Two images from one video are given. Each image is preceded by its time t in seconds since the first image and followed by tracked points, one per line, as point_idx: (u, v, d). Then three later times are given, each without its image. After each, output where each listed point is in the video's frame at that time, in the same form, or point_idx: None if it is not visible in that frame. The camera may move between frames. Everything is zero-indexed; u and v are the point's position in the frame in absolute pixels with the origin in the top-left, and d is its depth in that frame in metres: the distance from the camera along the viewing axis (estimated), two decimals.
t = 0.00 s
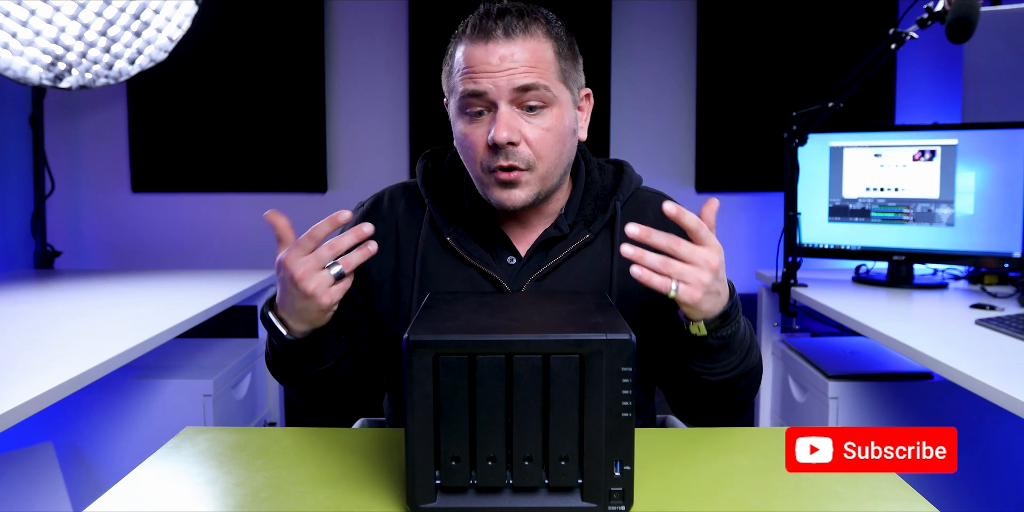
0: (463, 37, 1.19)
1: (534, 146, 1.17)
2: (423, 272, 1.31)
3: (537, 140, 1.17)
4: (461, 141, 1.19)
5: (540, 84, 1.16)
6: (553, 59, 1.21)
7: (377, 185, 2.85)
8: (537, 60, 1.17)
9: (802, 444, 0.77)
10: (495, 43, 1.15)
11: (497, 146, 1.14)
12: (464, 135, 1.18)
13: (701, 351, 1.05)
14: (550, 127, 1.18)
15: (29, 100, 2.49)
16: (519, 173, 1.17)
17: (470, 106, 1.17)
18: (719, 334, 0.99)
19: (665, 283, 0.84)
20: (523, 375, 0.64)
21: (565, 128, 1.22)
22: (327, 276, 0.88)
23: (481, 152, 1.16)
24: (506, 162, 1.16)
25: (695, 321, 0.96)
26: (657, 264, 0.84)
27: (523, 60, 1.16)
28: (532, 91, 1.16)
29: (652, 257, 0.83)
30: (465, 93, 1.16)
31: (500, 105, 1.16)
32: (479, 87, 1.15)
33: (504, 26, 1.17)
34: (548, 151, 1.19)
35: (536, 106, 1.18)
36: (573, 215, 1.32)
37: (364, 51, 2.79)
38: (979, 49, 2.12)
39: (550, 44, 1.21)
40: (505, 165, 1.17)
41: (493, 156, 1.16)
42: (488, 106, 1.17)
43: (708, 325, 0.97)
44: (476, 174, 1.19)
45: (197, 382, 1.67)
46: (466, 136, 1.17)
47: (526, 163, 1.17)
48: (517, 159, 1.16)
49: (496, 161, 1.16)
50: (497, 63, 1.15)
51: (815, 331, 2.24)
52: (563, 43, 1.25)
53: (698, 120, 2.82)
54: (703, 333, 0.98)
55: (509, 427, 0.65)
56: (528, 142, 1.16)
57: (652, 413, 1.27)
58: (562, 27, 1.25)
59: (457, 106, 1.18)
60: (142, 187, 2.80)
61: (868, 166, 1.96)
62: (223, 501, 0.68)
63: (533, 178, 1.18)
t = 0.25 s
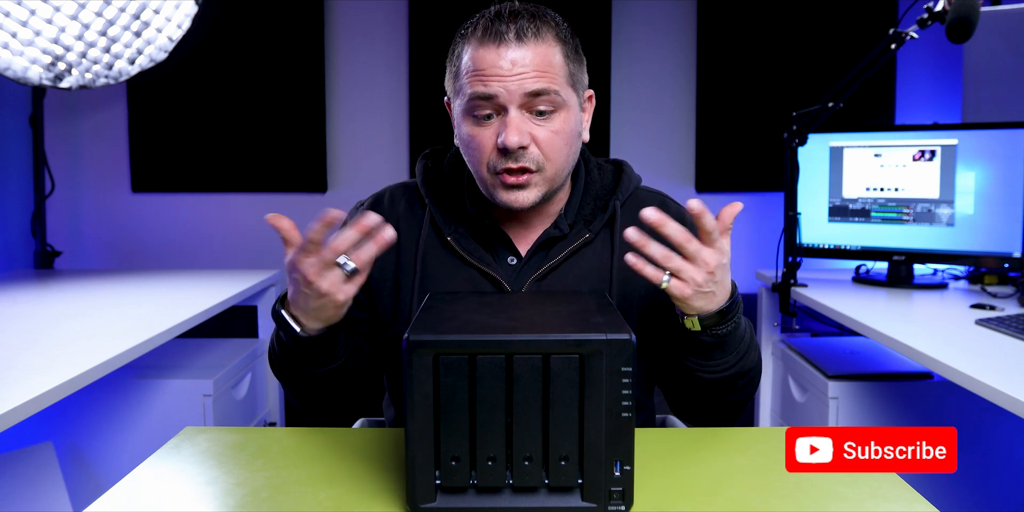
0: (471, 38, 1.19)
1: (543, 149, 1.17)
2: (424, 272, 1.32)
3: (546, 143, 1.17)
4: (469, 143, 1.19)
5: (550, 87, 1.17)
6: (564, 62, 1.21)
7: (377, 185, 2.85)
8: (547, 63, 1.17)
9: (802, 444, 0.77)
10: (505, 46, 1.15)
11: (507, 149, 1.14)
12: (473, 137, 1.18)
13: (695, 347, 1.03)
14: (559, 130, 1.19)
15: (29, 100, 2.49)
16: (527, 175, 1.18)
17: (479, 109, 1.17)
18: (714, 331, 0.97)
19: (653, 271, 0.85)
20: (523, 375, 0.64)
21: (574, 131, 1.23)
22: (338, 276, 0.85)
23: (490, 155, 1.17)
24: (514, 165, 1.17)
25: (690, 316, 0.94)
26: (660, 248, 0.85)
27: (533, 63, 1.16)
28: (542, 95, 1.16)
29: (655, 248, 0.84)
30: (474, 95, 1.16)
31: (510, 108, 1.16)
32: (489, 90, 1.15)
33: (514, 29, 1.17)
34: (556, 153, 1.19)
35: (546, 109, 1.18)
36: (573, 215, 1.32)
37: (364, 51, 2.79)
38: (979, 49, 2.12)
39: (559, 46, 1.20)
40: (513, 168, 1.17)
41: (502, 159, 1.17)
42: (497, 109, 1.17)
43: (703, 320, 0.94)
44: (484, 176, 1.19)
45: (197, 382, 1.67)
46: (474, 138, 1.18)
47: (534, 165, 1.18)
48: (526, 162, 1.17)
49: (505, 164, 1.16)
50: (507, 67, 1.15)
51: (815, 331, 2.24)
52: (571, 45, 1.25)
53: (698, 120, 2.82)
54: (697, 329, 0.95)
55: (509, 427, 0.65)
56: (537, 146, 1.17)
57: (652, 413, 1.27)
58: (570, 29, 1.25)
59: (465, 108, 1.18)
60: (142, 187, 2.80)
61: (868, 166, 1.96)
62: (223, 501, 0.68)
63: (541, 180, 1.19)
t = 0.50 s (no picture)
0: (473, 34, 1.19)
1: (545, 144, 1.17)
2: (424, 273, 1.31)
3: (549, 139, 1.17)
4: (471, 138, 1.19)
5: (553, 82, 1.17)
6: (566, 58, 1.21)
7: (377, 185, 2.85)
8: (550, 59, 1.17)
9: (803, 444, 0.77)
10: (508, 40, 1.15)
11: (509, 144, 1.15)
12: (475, 132, 1.18)
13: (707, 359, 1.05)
14: (561, 126, 1.19)
15: (29, 100, 2.49)
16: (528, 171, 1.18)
17: (482, 103, 1.17)
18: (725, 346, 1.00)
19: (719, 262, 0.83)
20: (524, 375, 0.64)
21: (576, 127, 1.23)
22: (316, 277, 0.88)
23: (491, 150, 1.17)
24: (516, 160, 1.17)
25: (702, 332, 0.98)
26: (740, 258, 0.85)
27: (536, 58, 1.16)
28: (545, 89, 1.16)
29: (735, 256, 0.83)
30: (476, 90, 1.17)
31: (512, 104, 1.16)
32: (492, 85, 1.15)
33: (518, 25, 1.17)
34: (559, 149, 1.19)
35: (548, 103, 1.18)
36: (574, 217, 1.32)
37: (364, 51, 2.79)
38: (979, 49, 2.12)
39: (563, 43, 1.21)
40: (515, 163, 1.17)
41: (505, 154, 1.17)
42: (500, 103, 1.17)
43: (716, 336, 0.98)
44: (485, 172, 1.19)
45: (197, 382, 1.67)
46: (476, 133, 1.18)
47: (536, 161, 1.18)
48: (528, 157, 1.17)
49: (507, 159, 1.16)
50: (510, 61, 1.15)
51: (815, 331, 2.24)
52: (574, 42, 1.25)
53: (698, 120, 2.82)
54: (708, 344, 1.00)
55: (509, 427, 0.65)
56: (539, 141, 1.17)
57: (652, 413, 1.27)
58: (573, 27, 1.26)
59: (467, 103, 1.18)
60: (142, 187, 2.80)
61: (868, 166, 1.96)
62: (223, 501, 0.68)
63: (543, 176, 1.19)
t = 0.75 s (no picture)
0: (473, 35, 1.19)
1: (545, 145, 1.17)
2: (424, 274, 1.31)
3: (549, 139, 1.17)
4: (471, 139, 1.18)
5: (553, 83, 1.17)
6: (565, 59, 1.21)
7: (377, 185, 2.85)
8: (550, 60, 1.17)
9: (802, 444, 0.77)
10: (507, 41, 1.15)
11: (509, 145, 1.14)
12: (475, 133, 1.18)
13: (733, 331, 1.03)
14: (561, 127, 1.19)
15: (29, 100, 2.49)
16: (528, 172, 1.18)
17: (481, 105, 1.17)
18: (757, 314, 0.99)
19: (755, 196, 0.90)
20: (523, 375, 0.64)
21: (575, 128, 1.22)
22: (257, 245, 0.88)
23: (491, 150, 1.16)
24: (516, 161, 1.16)
25: (738, 300, 0.98)
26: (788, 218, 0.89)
27: (536, 59, 1.16)
28: (544, 91, 1.16)
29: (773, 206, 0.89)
30: (476, 91, 1.16)
31: (512, 104, 1.16)
32: (491, 85, 1.15)
33: (518, 25, 1.17)
34: (559, 150, 1.19)
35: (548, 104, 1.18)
36: (575, 217, 1.32)
37: (364, 51, 2.79)
38: (979, 49, 2.12)
39: (562, 44, 1.21)
40: (515, 164, 1.17)
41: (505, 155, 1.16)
42: (500, 104, 1.17)
43: (750, 307, 0.97)
44: (485, 173, 1.19)
45: (198, 382, 1.67)
46: (476, 134, 1.18)
47: (536, 162, 1.17)
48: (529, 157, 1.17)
49: (507, 160, 1.16)
50: (509, 62, 1.15)
51: (815, 331, 2.24)
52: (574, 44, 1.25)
53: (698, 120, 2.82)
54: (742, 314, 0.99)
55: (509, 427, 0.65)
56: (539, 142, 1.17)
57: (652, 413, 1.26)
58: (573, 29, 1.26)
59: (467, 104, 1.18)
60: (142, 187, 2.81)
61: (868, 166, 1.96)
62: (223, 501, 0.68)
63: (544, 177, 1.19)
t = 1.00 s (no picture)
0: (473, 34, 1.19)
1: (545, 146, 1.18)
2: (422, 275, 1.31)
3: (549, 141, 1.18)
4: (471, 140, 1.19)
5: (553, 84, 1.17)
6: (565, 59, 1.21)
7: (377, 185, 2.85)
8: (550, 60, 1.17)
9: (802, 444, 0.77)
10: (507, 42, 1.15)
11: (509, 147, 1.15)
12: (474, 135, 1.18)
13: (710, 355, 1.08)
14: (562, 128, 1.19)
15: (29, 100, 2.49)
16: (529, 173, 1.18)
17: (481, 107, 1.17)
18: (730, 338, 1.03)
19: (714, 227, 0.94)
20: (523, 375, 0.64)
21: (575, 128, 1.23)
22: (337, 258, 0.86)
23: (492, 152, 1.17)
24: (516, 162, 1.17)
25: (711, 329, 1.01)
26: (751, 243, 0.91)
27: (535, 60, 1.15)
28: (544, 92, 1.16)
29: (735, 235, 0.92)
30: (475, 93, 1.16)
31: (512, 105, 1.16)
32: (492, 86, 1.15)
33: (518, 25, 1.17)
34: (559, 151, 1.19)
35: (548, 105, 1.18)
36: (573, 218, 1.32)
37: (364, 51, 2.79)
38: (979, 49, 2.12)
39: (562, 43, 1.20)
40: (515, 165, 1.18)
41: (505, 157, 1.17)
42: (499, 106, 1.17)
43: (723, 333, 1.01)
44: (485, 175, 1.19)
45: (198, 382, 1.67)
46: (476, 136, 1.18)
47: (536, 163, 1.18)
48: (529, 159, 1.17)
49: (508, 161, 1.17)
50: (509, 63, 1.14)
51: (814, 331, 2.24)
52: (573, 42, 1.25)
53: (698, 120, 2.82)
54: (717, 340, 1.02)
55: (509, 427, 0.65)
56: (539, 143, 1.17)
57: (651, 412, 1.26)
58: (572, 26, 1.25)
59: (466, 106, 1.18)
60: (142, 187, 2.81)
61: (868, 166, 1.96)
62: (223, 501, 0.68)
63: (544, 178, 1.19)
